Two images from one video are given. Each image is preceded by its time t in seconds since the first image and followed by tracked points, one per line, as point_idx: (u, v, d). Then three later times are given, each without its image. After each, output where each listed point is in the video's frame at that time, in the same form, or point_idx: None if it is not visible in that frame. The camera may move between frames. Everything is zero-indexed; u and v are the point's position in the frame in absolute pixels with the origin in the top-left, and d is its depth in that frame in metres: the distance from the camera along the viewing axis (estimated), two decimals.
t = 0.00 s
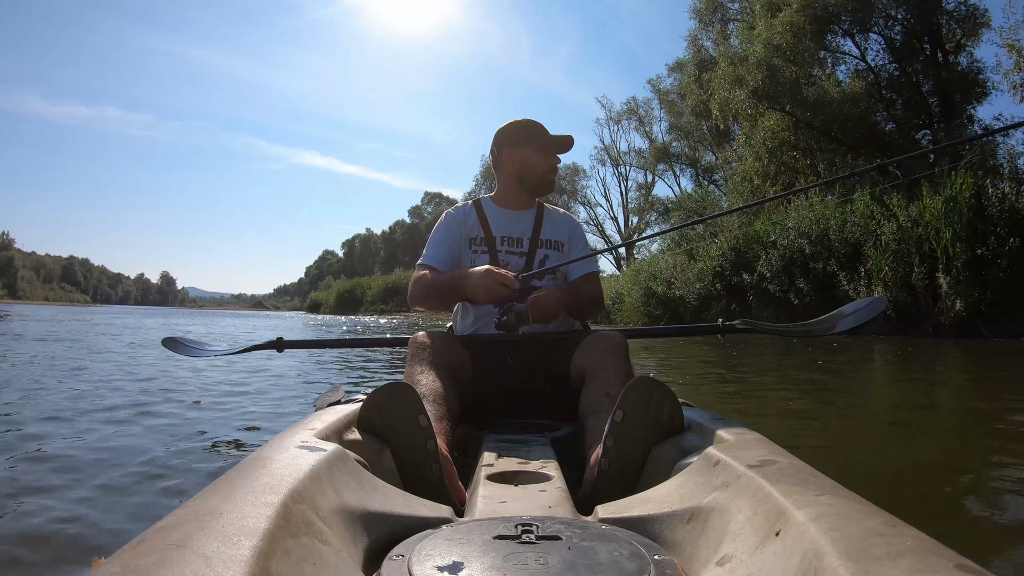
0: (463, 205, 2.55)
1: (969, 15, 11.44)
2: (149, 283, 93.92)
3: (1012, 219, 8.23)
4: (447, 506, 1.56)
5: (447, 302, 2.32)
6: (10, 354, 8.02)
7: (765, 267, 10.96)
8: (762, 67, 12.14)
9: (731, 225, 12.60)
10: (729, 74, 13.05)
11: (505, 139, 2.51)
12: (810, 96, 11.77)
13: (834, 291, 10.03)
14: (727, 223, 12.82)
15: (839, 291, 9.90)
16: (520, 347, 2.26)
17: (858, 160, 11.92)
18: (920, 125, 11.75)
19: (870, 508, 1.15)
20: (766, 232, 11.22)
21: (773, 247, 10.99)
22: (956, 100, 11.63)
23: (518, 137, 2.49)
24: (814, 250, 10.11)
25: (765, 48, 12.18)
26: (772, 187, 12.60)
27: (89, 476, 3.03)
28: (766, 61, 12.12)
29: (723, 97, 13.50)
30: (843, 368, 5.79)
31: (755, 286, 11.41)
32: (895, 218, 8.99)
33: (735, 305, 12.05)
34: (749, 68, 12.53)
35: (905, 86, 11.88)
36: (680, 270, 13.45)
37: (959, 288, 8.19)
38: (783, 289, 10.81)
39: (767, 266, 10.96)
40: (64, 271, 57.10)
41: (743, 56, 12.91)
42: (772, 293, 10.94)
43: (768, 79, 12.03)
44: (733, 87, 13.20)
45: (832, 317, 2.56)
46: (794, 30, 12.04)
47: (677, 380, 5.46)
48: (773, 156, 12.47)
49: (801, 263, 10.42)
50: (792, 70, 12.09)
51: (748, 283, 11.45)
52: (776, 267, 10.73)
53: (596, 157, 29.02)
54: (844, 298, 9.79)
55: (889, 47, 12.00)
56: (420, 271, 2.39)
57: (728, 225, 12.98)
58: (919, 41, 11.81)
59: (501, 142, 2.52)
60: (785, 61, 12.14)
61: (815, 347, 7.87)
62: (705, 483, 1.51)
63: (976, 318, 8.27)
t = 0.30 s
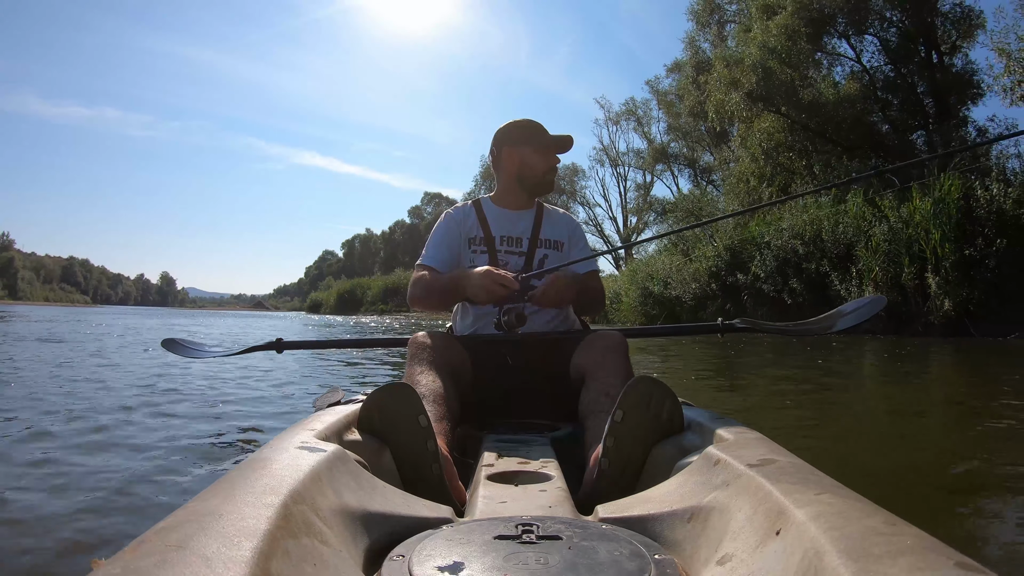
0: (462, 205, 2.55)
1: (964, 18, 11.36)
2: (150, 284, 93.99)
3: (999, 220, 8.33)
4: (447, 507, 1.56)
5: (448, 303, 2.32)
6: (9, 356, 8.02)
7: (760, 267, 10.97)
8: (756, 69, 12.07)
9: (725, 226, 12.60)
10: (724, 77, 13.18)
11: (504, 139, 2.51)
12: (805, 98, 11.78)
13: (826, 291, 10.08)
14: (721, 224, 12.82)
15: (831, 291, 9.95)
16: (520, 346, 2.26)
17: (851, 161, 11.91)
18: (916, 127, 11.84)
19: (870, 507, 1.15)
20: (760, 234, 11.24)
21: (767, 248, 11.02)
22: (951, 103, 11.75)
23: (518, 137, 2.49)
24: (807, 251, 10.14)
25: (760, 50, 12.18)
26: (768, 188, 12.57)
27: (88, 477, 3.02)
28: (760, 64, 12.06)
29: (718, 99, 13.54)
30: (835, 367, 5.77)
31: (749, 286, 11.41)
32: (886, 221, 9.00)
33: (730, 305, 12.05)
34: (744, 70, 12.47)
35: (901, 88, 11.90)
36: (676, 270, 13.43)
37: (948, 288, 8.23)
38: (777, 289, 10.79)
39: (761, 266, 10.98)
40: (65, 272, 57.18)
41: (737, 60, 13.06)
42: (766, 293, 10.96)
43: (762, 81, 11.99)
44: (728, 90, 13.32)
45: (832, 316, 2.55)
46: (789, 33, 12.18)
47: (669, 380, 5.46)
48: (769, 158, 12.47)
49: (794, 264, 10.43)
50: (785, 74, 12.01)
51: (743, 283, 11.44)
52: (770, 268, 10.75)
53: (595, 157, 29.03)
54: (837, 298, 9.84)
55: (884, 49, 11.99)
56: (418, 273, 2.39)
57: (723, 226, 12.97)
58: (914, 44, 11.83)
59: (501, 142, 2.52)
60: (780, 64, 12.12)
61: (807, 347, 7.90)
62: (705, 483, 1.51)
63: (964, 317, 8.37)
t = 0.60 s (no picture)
0: (461, 205, 2.55)
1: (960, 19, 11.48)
2: (150, 284, 94.09)
3: (989, 222, 8.34)
4: (447, 507, 1.56)
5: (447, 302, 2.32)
6: (9, 357, 8.03)
7: (755, 268, 10.98)
8: (753, 72, 12.23)
9: (721, 226, 12.59)
10: (721, 79, 13.22)
11: (504, 139, 2.51)
12: (802, 100, 11.85)
13: (820, 291, 10.05)
14: (717, 225, 12.81)
15: (824, 291, 9.91)
16: (520, 346, 2.26)
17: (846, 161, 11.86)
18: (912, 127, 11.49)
19: (870, 507, 1.15)
20: (756, 235, 11.23)
21: (762, 249, 11.02)
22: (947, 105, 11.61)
23: (518, 137, 2.49)
24: (801, 252, 10.16)
25: (757, 54, 12.32)
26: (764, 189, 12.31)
27: (88, 477, 3.02)
28: (757, 66, 12.21)
29: (716, 102, 13.58)
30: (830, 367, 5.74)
31: (745, 286, 11.41)
32: (878, 223, 9.05)
33: (725, 305, 12.05)
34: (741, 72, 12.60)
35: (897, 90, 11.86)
36: (673, 270, 13.41)
37: (938, 289, 8.31)
38: (772, 289, 10.82)
39: (756, 266, 11.00)
40: (66, 273, 57.28)
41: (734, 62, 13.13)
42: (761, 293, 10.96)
43: (759, 84, 12.09)
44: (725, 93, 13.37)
45: (831, 317, 2.54)
46: (785, 35, 12.19)
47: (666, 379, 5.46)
48: (765, 160, 12.33)
49: (789, 265, 10.42)
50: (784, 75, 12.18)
51: (738, 284, 11.44)
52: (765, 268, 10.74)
53: (595, 158, 29.02)
54: (830, 298, 9.82)
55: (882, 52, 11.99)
56: (417, 272, 2.39)
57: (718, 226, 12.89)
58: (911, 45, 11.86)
59: (500, 142, 2.52)
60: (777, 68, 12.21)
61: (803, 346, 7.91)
62: (706, 482, 1.51)
63: (954, 318, 8.43)
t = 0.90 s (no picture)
0: (461, 205, 2.55)
1: (958, 21, 11.36)
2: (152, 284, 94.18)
3: (980, 224, 8.24)
4: (446, 506, 1.56)
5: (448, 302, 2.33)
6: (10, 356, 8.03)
7: (751, 269, 11.01)
8: (751, 76, 12.26)
9: (719, 227, 12.62)
10: (718, 81, 13.24)
11: (503, 139, 2.51)
12: (800, 103, 11.89)
13: (816, 292, 10.13)
14: (713, 227, 12.83)
15: (820, 292, 9.96)
16: (520, 346, 2.26)
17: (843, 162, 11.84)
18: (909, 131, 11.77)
19: (870, 508, 1.15)
20: (752, 236, 11.24)
21: (759, 250, 11.05)
22: (944, 106, 11.59)
23: (517, 137, 2.48)
24: (798, 253, 10.20)
25: (754, 57, 12.20)
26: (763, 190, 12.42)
27: (87, 477, 3.02)
28: (755, 71, 12.20)
29: (714, 104, 13.59)
30: (826, 366, 5.72)
31: (742, 286, 11.44)
32: (871, 225, 9.09)
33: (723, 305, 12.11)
34: (739, 75, 12.66)
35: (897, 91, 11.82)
36: (671, 271, 13.40)
37: (930, 289, 8.30)
38: (768, 289, 10.83)
39: (753, 267, 11.01)
40: (68, 273, 57.37)
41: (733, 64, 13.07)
42: (757, 293, 10.98)
43: (756, 89, 12.30)
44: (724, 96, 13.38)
45: (830, 318, 2.54)
46: (783, 39, 12.01)
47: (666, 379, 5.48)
48: (764, 162, 12.42)
49: (785, 266, 10.46)
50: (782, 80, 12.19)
51: (735, 284, 11.48)
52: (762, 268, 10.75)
53: (597, 158, 29.01)
54: (825, 298, 9.84)
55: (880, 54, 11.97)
56: (417, 273, 2.39)
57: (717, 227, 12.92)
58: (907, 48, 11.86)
59: (500, 142, 2.52)
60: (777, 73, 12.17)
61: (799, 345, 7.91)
62: (705, 483, 1.51)
63: (946, 319, 8.38)
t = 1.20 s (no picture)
0: (460, 204, 2.55)
1: (955, 23, 11.46)
2: (154, 284, 94.26)
3: (971, 226, 8.29)
4: (446, 506, 1.56)
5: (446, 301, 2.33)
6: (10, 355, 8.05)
7: (748, 270, 10.99)
8: (750, 78, 12.32)
9: (717, 228, 12.61)
10: (717, 84, 13.26)
11: (504, 139, 2.51)
12: (799, 105, 11.92)
13: (811, 292, 10.09)
14: (711, 228, 12.82)
15: (815, 292, 9.93)
16: (520, 346, 2.26)
17: (841, 163, 11.84)
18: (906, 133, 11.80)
19: (869, 508, 1.15)
20: (750, 237, 11.23)
21: (756, 250, 11.02)
22: (944, 105, 11.54)
23: (517, 137, 2.48)
24: (794, 254, 10.16)
25: (753, 59, 12.29)
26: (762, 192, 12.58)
27: (88, 476, 3.02)
28: (754, 73, 12.27)
29: (714, 106, 13.61)
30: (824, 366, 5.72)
31: (739, 287, 11.47)
32: (866, 227, 9.08)
33: (721, 305, 12.12)
34: (738, 77, 12.72)
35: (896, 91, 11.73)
36: (671, 271, 13.40)
37: (922, 290, 8.31)
38: (766, 289, 10.82)
39: (750, 268, 10.99)
40: (71, 273, 57.47)
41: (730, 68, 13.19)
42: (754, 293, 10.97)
43: (755, 91, 12.32)
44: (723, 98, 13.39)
45: (830, 318, 2.55)
46: (782, 41, 12.04)
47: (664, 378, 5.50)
48: (763, 163, 12.46)
49: (781, 266, 10.44)
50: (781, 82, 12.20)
51: (732, 285, 11.51)
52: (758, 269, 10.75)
53: (598, 159, 29.02)
54: (820, 299, 9.82)
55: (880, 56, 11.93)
56: (417, 273, 2.40)
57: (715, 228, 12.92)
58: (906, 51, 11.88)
59: (500, 142, 2.52)
60: (777, 74, 12.20)
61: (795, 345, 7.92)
62: (704, 483, 1.51)
63: (939, 319, 8.39)
